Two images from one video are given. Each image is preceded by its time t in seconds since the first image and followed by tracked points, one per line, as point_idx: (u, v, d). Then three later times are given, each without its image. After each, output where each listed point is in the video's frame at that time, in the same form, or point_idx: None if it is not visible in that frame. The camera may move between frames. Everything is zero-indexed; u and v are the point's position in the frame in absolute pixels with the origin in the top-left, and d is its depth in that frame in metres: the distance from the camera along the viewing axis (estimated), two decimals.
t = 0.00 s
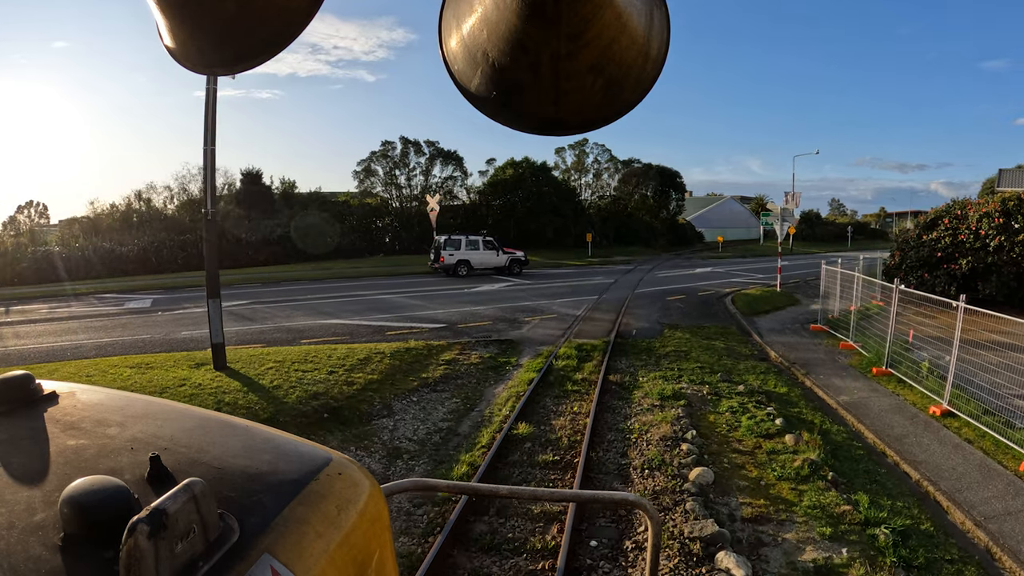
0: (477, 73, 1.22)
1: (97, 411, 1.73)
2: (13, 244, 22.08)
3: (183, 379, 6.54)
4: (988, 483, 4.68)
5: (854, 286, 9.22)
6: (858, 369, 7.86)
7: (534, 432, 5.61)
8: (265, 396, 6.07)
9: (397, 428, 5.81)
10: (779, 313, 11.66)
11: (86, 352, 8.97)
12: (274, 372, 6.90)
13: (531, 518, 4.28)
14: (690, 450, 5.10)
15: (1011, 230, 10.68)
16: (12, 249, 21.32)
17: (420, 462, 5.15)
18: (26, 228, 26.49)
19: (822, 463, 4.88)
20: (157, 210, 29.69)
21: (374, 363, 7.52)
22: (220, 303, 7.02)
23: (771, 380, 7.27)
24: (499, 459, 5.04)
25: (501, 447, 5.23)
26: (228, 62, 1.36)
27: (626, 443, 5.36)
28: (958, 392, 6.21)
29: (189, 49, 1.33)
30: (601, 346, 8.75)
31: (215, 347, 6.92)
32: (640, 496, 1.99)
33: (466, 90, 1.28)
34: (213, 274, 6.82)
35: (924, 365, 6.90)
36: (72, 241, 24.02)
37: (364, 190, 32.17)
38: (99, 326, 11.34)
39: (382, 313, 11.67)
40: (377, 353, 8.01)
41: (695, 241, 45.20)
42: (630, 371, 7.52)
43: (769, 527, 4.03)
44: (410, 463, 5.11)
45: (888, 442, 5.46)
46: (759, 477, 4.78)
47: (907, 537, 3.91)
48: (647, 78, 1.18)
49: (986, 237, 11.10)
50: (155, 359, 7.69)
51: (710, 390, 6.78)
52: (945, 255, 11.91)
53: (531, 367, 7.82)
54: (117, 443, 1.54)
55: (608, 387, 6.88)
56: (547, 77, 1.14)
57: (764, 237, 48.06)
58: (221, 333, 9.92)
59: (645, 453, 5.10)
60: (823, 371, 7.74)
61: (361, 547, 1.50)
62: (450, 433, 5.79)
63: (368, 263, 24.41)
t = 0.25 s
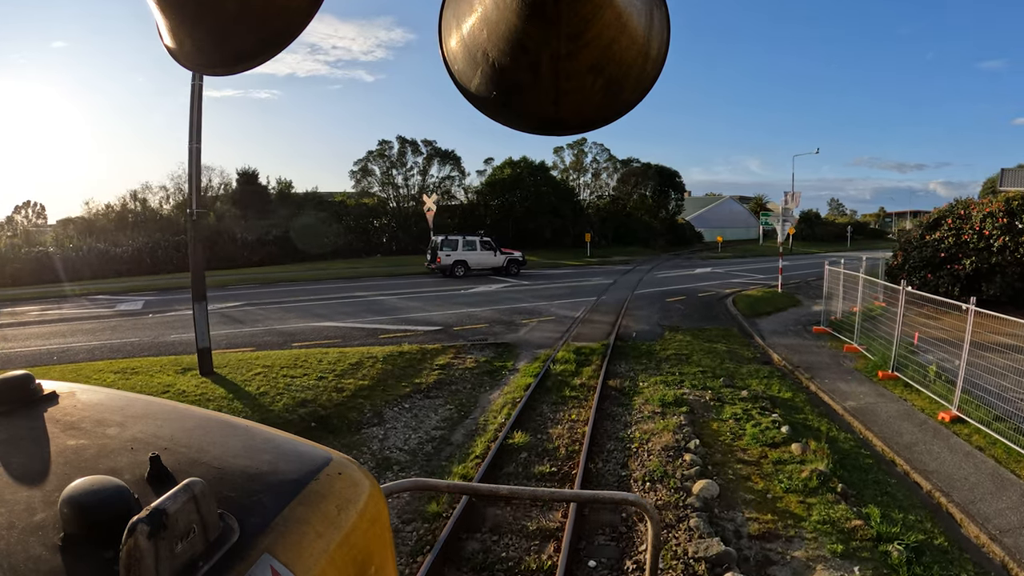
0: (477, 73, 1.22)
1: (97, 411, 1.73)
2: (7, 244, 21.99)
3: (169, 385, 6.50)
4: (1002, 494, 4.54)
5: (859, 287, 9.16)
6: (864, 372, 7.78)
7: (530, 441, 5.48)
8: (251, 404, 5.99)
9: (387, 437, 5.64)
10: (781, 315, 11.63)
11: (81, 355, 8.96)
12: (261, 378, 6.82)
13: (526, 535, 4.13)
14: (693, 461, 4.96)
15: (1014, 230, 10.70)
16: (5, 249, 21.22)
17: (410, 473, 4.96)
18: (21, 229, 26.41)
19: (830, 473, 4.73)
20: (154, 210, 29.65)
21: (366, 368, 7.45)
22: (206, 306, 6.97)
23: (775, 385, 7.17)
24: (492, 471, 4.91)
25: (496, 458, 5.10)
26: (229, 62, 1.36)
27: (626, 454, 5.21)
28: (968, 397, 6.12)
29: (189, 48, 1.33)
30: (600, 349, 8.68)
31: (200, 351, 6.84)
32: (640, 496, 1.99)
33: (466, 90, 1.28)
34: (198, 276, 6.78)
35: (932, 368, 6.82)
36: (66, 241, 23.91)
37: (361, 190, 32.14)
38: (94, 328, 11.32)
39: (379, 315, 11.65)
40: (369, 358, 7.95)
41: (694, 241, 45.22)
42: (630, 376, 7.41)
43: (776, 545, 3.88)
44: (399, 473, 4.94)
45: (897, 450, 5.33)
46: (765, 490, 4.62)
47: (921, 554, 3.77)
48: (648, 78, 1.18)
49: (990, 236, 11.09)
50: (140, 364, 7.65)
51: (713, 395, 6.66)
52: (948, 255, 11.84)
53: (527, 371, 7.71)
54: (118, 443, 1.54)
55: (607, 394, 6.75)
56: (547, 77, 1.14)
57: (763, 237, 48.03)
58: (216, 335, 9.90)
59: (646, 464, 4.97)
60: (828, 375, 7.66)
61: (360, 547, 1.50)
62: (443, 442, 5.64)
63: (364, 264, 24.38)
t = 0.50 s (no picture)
0: (477, 73, 1.22)
1: (97, 411, 1.73)
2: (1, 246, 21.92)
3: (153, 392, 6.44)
4: (1016, 505, 4.45)
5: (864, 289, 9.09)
6: (869, 376, 7.69)
7: (526, 451, 5.39)
8: (237, 411, 5.90)
9: (377, 448, 5.57)
10: (782, 317, 11.61)
11: (75, 358, 8.94)
12: (248, 385, 6.73)
13: (519, 554, 3.96)
14: (697, 473, 4.88)
15: (1018, 231, 10.72)
16: None
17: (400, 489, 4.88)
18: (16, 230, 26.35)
19: (839, 486, 4.63)
20: (151, 211, 29.64)
21: (357, 374, 7.38)
22: (191, 310, 6.94)
23: (780, 390, 7.09)
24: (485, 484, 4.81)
25: (490, 469, 5.01)
26: (228, 62, 1.36)
27: (626, 465, 5.12)
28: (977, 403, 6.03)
29: (190, 49, 1.33)
30: (598, 353, 8.65)
31: (186, 357, 6.80)
32: (640, 496, 1.99)
33: (466, 90, 1.28)
34: (182, 279, 6.75)
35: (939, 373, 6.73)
36: (60, 241, 23.84)
37: (358, 190, 32.15)
38: (90, 330, 11.31)
39: (376, 317, 11.63)
40: (360, 363, 7.87)
41: (694, 242, 45.33)
42: (629, 381, 7.34)
43: (785, 564, 3.77)
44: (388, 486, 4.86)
45: (907, 459, 5.24)
46: (773, 504, 4.53)
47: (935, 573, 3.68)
48: (648, 78, 1.18)
49: (994, 237, 11.09)
50: (125, 370, 7.63)
51: (716, 401, 6.59)
52: (952, 256, 11.83)
53: (523, 377, 7.64)
54: (118, 443, 1.54)
55: (607, 402, 6.67)
56: (547, 78, 1.15)
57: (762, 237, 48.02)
58: (210, 337, 9.88)
59: (648, 476, 4.88)
60: (834, 379, 7.59)
61: (360, 547, 1.50)
62: (435, 452, 5.55)
63: (359, 265, 24.36)
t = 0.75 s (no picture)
0: (477, 73, 1.22)
1: (97, 411, 1.73)
2: None
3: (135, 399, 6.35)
4: None
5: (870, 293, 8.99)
6: (875, 381, 7.59)
7: (522, 462, 5.27)
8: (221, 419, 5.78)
9: (367, 457, 5.41)
10: (784, 319, 11.58)
11: (63, 363, 8.89)
12: (234, 392, 6.63)
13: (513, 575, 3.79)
14: (700, 486, 4.75)
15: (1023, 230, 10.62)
16: None
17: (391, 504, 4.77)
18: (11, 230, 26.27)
19: (849, 500, 4.50)
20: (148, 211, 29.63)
21: (348, 380, 7.27)
22: (175, 313, 6.88)
23: (783, 396, 6.98)
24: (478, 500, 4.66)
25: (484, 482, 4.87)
26: (228, 62, 1.36)
27: (627, 477, 4.97)
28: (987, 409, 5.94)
29: (190, 49, 1.33)
30: (597, 357, 8.56)
31: (170, 362, 6.73)
32: (639, 496, 1.99)
33: (465, 91, 1.28)
34: (165, 283, 6.70)
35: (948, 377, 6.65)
36: (54, 241, 23.79)
37: (355, 190, 32.17)
38: (86, 333, 11.29)
39: (374, 319, 11.63)
40: (351, 368, 7.78)
41: (693, 242, 45.34)
42: (629, 387, 7.23)
43: None
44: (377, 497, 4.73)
45: (917, 468, 5.11)
46: (781, 519, 4.39)
47: None
48: (648, 78, 1.18)
49: (999, 237, 11.02)
50: (109, 376, 7.59)
51: (718, 408, 6.48)
52: (956, 256, 11.82)
53: (520, 382, 7.52)
54: (117, 443, 1.54)
55: (606, 409, 6.54)
56: (547, 77, 1.15)
57: (762, 237, 47.99)
58: (205, 340, 9.86)
59: (650, 490, 4.74)
60: (839, 383, 7.51)
61: (361, 547, 1.50)
62: (427, 462, 5.41)
63: (355, 265, 24.34)
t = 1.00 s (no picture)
0: (477, 73, 1.22)
1: (97, 411, 1.73)
2: None
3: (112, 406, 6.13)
4: None
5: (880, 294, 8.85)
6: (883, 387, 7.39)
7: (517, 475, 4.96)
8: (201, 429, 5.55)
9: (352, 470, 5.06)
10: (786, 321, 11.53)
11: (50, 368, 8.82)
12: (216, 401, 6.43)
13: None
14: (705, 501, 4.48)
15: None
16: None
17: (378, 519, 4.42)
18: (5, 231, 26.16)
19: (862, 515, 4.25)
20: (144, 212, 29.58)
21: (336, 387, 7.01)
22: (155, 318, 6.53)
23: (790, 403, 6.74)
24: (468, 519, 4.33)
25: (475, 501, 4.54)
26: (228, 62, 1.36)
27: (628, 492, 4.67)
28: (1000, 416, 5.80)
29: (191, 50, 1.33)
30: (596, 362, 8.34)
31: (152, 370, 6.38)
32: (640, 496, 1.99)
33: (466, 90, 1.28)
34: (146, 287, 6.32)
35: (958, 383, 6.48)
36: (48, 241, 23.74)
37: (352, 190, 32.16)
38: (78, 337, 11.23)
39: (370, 322, 11.58)
40: (341, 374, 7.55)
41: (692, 242, 45.35)
42: (630, 394, 6.95)
43: None
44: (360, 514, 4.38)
45: (930, 480, 4.89)
46: (791, 538, 4.12)
47: None
48: (648, 78, 1.19)
49: (1004, 237, 10.98)
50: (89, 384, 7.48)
51: (723, 416, 6.23)
52: (960, 257, 11.82)
53: (515, 390, 7.23)
54: (118, 443, 1.54)
55: (607, 416, 6.26)
56: (547, 78, 1.15)
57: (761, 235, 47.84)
58: (198, 343, 9.81)
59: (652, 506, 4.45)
60: (847, 390, 7.28)
61: (360, 547, 1.50)
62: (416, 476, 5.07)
63: (351, 266, 24.32)
